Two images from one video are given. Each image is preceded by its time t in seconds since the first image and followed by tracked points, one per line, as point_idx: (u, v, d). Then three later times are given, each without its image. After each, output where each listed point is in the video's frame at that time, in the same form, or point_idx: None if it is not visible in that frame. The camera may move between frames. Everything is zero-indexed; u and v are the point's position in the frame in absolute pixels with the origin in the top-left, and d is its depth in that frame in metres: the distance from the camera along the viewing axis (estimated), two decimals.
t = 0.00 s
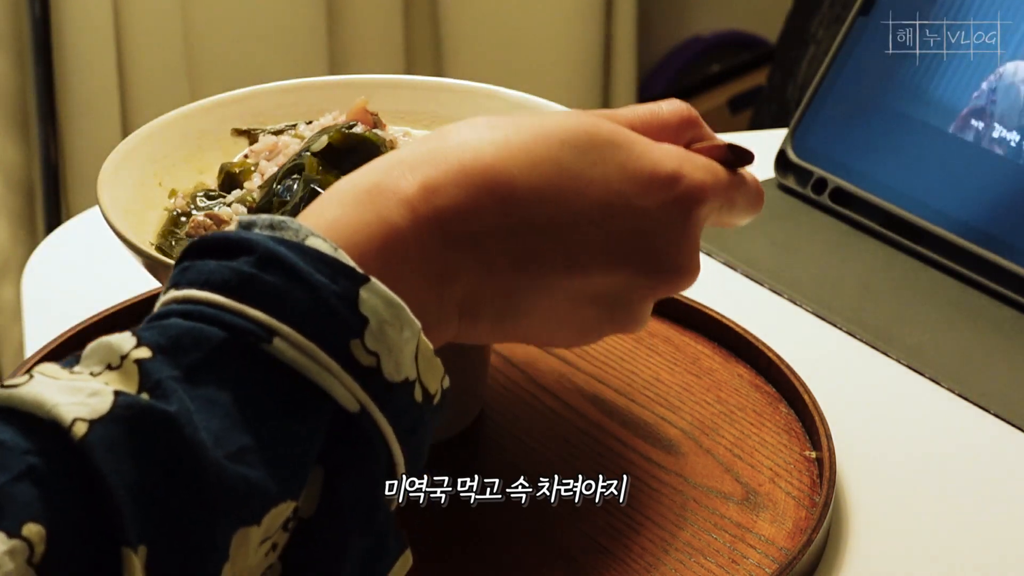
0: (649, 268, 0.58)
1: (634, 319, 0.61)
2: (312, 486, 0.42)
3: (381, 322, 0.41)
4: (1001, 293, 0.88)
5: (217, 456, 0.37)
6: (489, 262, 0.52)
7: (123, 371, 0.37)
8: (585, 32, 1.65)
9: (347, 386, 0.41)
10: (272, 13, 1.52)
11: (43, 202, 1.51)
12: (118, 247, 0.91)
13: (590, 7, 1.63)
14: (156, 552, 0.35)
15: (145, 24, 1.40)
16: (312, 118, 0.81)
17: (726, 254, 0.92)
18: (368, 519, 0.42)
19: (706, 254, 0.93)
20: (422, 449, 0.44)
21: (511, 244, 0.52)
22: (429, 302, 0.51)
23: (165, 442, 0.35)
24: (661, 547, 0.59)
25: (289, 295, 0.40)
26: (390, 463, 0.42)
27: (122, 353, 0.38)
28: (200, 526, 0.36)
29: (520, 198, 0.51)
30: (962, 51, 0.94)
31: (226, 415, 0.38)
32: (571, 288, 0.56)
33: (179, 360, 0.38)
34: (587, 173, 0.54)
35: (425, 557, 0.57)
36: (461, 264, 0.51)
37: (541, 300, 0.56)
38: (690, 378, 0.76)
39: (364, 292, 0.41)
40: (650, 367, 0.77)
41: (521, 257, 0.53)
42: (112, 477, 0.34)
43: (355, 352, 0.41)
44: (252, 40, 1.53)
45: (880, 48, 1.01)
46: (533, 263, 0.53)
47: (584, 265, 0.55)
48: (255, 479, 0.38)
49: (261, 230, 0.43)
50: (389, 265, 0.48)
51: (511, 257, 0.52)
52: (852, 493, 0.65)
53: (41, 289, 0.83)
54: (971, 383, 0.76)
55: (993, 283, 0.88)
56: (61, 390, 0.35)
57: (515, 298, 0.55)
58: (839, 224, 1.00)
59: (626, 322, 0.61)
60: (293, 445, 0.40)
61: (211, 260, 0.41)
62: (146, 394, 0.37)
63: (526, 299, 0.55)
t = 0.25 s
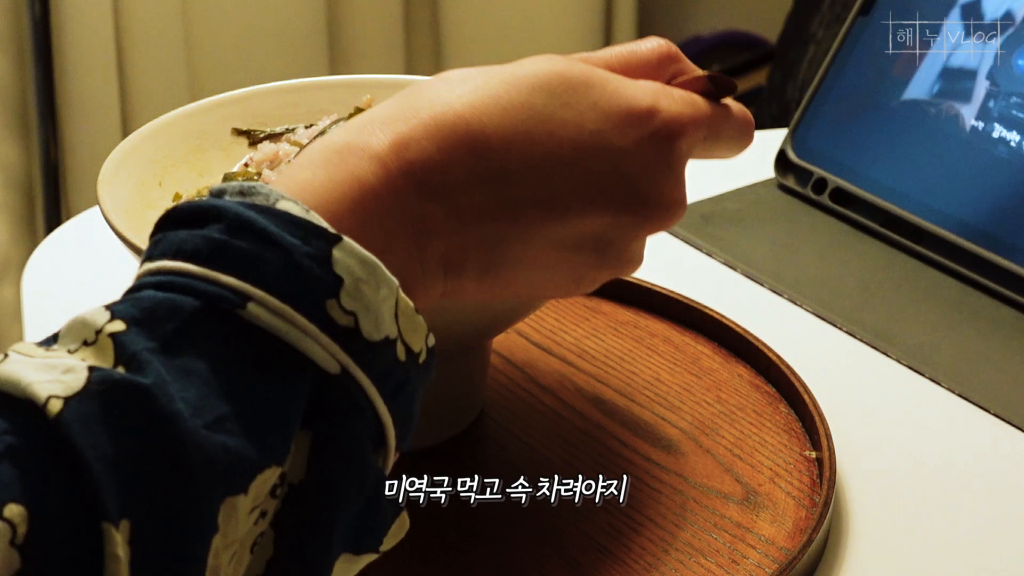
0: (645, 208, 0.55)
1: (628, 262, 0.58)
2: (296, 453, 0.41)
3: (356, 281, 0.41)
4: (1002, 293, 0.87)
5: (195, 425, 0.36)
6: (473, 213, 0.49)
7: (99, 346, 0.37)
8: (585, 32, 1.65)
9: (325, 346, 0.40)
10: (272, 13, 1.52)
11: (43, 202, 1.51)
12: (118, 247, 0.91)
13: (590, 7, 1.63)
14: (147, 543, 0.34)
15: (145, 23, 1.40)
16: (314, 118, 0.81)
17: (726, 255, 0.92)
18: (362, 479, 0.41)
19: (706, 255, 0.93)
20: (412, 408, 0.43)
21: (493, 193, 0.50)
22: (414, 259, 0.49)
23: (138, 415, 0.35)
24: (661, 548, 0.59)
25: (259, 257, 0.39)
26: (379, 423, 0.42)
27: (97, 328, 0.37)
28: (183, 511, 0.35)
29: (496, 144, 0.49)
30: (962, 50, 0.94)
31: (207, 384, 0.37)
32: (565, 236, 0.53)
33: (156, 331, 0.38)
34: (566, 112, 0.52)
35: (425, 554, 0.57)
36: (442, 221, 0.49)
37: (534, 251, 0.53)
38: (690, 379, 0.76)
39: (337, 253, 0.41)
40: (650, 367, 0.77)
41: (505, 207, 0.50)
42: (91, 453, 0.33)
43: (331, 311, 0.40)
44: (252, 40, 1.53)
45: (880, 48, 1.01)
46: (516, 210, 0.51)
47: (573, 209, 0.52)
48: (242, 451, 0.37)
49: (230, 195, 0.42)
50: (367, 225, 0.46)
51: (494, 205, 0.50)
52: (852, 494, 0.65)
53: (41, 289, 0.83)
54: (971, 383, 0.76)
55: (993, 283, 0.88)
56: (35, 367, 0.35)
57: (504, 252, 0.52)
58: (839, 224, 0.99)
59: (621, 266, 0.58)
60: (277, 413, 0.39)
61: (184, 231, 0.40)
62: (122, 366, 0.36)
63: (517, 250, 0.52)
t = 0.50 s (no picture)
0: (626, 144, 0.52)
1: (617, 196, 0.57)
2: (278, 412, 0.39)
3: (325, 243, 0.39)
4: (1001, 293, 0.87)
5: (171, 399, 0.34)
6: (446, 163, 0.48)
7: (73, 326, 0.35)
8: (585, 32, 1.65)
9: (299, 311, 0.38)
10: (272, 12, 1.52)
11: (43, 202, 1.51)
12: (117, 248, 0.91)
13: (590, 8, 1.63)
14: (124, 519, 0.33)
15: (145, 23, 1.40)
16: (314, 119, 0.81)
17: (725, 255, 0.92)
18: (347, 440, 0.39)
19: (706, 254, 0.93)
20: (394, 366, 0.41)
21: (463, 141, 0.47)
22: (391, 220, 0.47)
23: (113, 391, 0.33)
24: (661, 548, 0.59)
25: (229, 226, 0.37)
26: (363, 386, 0.40)
27: (70, 306, 0.35)
28: (167, 492, 0.33)
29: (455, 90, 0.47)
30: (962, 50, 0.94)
31: (181, 354, 0.35)
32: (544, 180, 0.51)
33: (128, 306, 0.35)
34: (528, 50, 0.49)
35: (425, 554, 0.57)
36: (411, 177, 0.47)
37: (513, 196, 0.51)
38: (690, 379, 0.76)
39: (306, 216, 0.39)
40: (650, 367, 0.77)
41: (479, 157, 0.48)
42: (71, 433, 0.31)
43: (303, 274, 0.38)
44: (252, 39, 1.53)
45: (880, 48, 1.01)
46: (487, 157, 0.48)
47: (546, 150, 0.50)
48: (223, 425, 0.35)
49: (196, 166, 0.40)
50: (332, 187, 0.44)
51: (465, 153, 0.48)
52: (853, 494, 0.65)
53: (40, 290, 0.83)
54: (971, 383, 0.76)
55: (993, 283, 0.88)
56: (11, 348, 0.33)
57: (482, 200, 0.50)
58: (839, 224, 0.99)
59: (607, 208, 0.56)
60: (255, 383, 0.37)
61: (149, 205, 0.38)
62: (97, 344, 0.34)
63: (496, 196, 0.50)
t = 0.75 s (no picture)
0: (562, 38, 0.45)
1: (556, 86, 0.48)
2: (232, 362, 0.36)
3: (263, 195, 0.36)
4: (1000, 292, 0.87)
5: (121, 361, 0.32)
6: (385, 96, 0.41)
7: (22, 303, 0.33)
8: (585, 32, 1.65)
9: (241, 261, 0.35)
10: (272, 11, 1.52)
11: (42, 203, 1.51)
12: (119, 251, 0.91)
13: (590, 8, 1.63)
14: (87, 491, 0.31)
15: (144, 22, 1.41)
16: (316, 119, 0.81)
17: (726, 255, 0.92)
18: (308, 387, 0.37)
19: (706, 254, 0.93)
20: (348, 310, 0.39)
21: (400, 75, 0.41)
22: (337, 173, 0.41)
23: (62, 359, 0.31)
24: (661, 547, 0.59)
25: (163, 187, 0.34)
26: (316, 331, 0.37)
27: (17, 283, 0.33)
28: (134, 449, 0.32)
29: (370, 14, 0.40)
30: (962, 50, 0.94)
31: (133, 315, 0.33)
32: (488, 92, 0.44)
33: (74, 277, 0.33)
34: None
35: (424, 554, 0.57)
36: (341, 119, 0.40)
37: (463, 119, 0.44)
38: (690, 378, 0.76)
39: (238, 168, 0.36)
40: (650, 367, 0.77)
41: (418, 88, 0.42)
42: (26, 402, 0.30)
43: (240, 225, 0.35)
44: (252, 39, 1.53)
45: (880, 48, 1.01)
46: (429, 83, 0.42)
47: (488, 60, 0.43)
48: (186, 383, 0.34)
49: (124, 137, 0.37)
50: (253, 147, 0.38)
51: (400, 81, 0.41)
52: (853, 494, 0.65)
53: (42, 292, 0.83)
54: (971, 382, 0.76)
55: (993, 282, 0.88)
56: None
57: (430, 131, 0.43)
58: (839, 224, 0.99)
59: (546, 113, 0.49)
60: (210, 341, 0.35)
61: (80, 182, 0.36)
62: (44, 316, 0.32)
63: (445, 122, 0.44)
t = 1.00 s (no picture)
0: None
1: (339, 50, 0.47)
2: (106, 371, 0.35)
3: (109, 210, 0.36)
4: (1001, 293, 0.87)
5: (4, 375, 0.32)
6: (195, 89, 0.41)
7: None
8: (585, 32, 1.65)
9: (102, 277, 0.35)
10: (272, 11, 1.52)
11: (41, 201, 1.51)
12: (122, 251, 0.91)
13: (590, 8, 1.63)
14: None
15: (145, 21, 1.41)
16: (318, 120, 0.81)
17: (726, 255, 0.92)
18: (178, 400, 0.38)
19: (706, 255, 0.93)
20: (207, 318, 0.39)
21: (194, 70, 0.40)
22: (169, 177, 0.40)
23: None
24: (661, 547, 0.59)
25: (20, 217, 0.34)
26: (180, 347, 0.37)
27: None
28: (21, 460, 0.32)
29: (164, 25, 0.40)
30: (961, 50, 0.94)
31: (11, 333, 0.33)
32: (292, 55, 0.43)
33: None
34: None
35: (423, 554, 0.57)
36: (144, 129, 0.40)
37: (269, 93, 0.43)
38: (690, 379, 0.76)
39: (86, 191, 0.36)
40: (650, 367, 0.77)
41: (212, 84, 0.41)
42: None
43: (99, 245, 0.35)
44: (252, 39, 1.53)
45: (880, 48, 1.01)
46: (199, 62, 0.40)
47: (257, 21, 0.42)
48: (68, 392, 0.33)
49: None
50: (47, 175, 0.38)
51: (186, 69, 0.40)
52: (853, 495, 0.65)
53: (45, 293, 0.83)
54: (971, 382, 0.76)
55: (993, 283, 0.88)
56: None
57: (243, 111, 0.42)
58: (839, 224, 0.99)
59: (344, 61, 0.48)
60: (85, 352, 0.34)
61: None
62: None
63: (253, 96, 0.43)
